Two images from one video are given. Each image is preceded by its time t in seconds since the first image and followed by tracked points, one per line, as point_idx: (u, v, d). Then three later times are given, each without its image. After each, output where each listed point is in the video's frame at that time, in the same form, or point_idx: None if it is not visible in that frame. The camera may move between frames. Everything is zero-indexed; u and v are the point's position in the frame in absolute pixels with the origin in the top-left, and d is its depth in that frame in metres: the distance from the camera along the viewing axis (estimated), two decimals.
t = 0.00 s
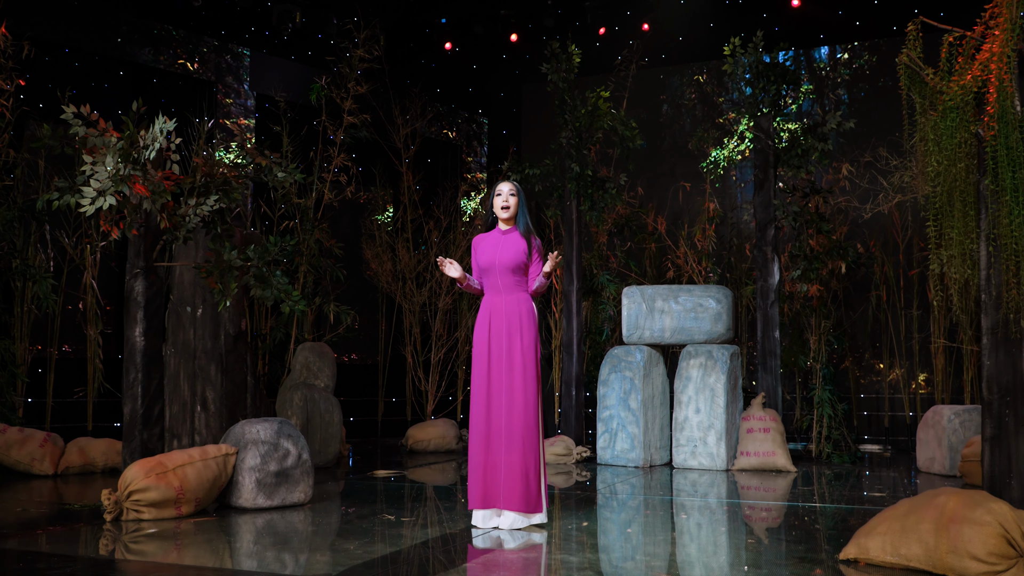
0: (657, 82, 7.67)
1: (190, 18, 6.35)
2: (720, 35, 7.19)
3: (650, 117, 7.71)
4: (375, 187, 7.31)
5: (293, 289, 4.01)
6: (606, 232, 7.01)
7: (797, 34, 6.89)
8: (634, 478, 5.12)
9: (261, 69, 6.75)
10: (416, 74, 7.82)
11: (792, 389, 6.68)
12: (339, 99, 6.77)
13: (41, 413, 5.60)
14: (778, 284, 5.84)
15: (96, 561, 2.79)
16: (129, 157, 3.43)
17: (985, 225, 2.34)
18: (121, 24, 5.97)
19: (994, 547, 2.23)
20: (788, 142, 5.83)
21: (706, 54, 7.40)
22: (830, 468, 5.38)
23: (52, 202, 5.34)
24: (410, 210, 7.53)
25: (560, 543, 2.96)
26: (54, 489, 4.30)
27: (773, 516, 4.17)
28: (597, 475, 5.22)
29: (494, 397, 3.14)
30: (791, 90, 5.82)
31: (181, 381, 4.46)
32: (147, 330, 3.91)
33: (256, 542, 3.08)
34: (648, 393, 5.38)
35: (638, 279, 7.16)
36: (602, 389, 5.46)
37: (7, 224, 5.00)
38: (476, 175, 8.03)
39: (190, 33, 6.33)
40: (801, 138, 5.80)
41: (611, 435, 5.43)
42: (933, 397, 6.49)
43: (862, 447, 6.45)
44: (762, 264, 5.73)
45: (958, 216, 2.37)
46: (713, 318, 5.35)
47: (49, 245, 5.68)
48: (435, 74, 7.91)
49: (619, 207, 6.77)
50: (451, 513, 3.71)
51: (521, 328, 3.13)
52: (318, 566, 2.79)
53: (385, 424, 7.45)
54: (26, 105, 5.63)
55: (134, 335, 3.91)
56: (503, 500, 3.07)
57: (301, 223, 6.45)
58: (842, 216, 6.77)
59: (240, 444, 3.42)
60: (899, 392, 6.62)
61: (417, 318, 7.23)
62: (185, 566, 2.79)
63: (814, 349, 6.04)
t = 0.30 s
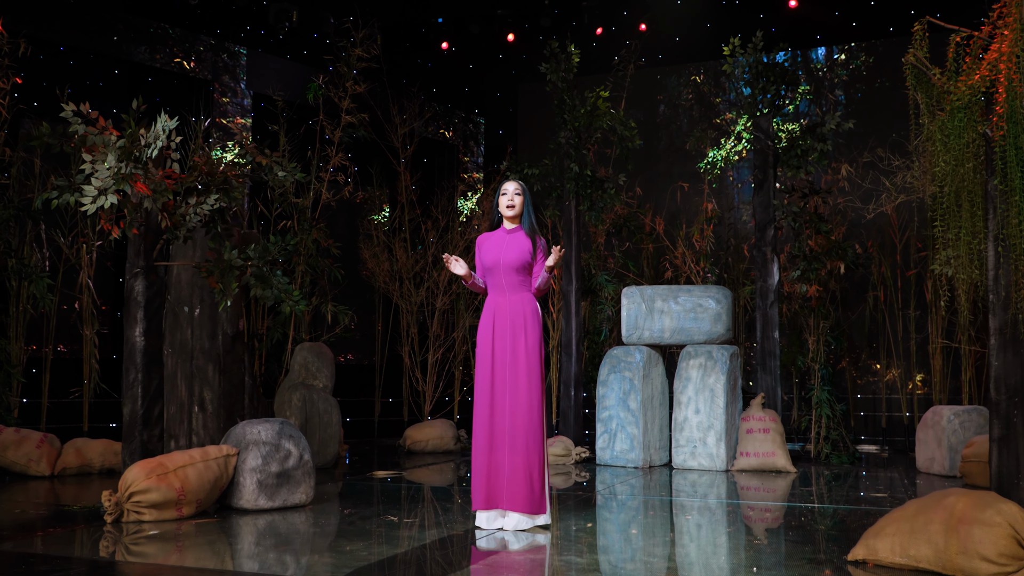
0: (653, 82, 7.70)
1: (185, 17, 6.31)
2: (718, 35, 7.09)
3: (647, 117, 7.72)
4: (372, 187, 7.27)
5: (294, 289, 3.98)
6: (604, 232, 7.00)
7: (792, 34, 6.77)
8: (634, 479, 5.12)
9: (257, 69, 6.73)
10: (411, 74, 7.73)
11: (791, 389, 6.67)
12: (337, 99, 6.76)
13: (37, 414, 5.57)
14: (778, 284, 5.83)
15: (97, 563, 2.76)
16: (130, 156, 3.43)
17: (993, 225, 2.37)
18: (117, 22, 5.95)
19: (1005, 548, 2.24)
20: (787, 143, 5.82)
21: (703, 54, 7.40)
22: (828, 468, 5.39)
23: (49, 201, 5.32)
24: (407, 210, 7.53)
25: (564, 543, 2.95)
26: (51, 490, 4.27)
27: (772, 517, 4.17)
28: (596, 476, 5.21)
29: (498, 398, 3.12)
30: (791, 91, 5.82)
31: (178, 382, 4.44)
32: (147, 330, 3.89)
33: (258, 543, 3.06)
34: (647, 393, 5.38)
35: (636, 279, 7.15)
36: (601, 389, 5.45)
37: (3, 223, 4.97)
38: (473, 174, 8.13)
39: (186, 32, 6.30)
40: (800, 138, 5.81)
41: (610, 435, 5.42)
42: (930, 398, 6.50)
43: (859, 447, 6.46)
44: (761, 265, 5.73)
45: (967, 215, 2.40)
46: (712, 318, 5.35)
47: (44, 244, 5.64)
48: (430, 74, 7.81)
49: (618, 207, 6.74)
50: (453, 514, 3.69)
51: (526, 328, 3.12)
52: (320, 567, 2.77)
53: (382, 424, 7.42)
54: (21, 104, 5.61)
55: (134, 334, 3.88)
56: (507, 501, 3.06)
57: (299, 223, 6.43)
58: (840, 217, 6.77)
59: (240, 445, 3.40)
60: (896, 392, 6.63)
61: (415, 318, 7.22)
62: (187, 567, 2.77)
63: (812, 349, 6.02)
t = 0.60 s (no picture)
0: (649, 83, 7.68)
1: (179, 15, 6.24)
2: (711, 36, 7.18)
3: (642, 117, 7.71)
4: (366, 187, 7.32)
5: (293, 288, 4.00)
6: (600, 232, 6.99)
7: (789, 35, 6.85)
8: (631, 479, 5.11)
9: (252, 67, 6.66)
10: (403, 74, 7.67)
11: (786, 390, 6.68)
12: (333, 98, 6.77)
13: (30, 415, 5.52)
14: (775, 284, 5.83)
15: (95, 566, 2.73)
16: (130, 154, 3.44)
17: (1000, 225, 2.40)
18: (111, 20, 5.89)
19: (1012, 549, 2.27)
20: (784, 143, 5.84)
21: (698, 54, 7.41)
22: (824, 468, 5.40)
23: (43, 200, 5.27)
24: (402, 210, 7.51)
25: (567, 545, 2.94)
26: (45, 491, 4.23)
27: (770, 517, 4.17)
28: (593, 477, 5.19)
29: (500, 398, 3.12)
30: (789, 91, 5.84)
31: (174, 382, 4.40)
32: (145, 331, 3.92)
33: (257, 545, 3.04)
34: (645, 394, 5.37)
35: (631, 280, 7.15)
36: (598, 389, 5.44)
37: None
38: (467, 174, 8.12)
39: (180, 30, 6.25)
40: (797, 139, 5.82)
41: (607, 436, 5.41)
42: (925, 398, 6.52)
43: (854, 448, 6.47)
44: (758, 265, 5.73)
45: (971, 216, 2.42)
46: (710, 318, 5.35)
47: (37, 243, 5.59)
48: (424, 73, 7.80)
49: (614, 207, 6.73)
50: (453, 515, 3.67)
51: (528, 328, 3.11)
52: (321, 569, 2.75)
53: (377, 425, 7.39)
54: (13, 102, 5.57)
55: (132, 335, 3.92)
56: (509, 502, 3.06)
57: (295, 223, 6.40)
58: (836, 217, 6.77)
59: (239, 446, 3.38)
60: (890, 392, 6.64)
61: (410, 318, 7.19)
62: (186, 569, 2.75)
63: (809, 350, 6.04)
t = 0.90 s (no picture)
0: (640, 83, 7.68)
1: (168, 12, 6.17)
2: (701, 38, 7.17)
3: (633, 117, 7.71)
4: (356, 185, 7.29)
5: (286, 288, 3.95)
6: (593, 232, 6.98)
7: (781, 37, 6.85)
8: (624, 480, 5.11)
9: (243, 65, 6.60)
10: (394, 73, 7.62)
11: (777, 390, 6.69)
12: (325, 97, 6.75)
13: (17, 415, 5.45)
14: (768, 284, 5.84)
15: (87, 569, 2.70)
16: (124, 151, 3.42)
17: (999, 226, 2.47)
18: (100, 17, 5.81)
19: (1014, 549, 2.31)
20: (777, 144, 5.85)
21: (689, 55, 7.41)
22: (816, 469, 5.42)
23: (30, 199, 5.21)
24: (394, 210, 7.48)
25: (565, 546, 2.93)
26: (34, 492, 4.18)
27: (763, 518, 4.17)
28: (587, 477, 5.19)
29: (498, 398, 3.11)
30: (782, 92, 5.85)
31: (164, 382, 4.36)
32: (138, 330, 3.89)
33: (252, 547, 3.01)
34: (638, 394, 5.37)
35: (623, 280, 7.14)
36: (592, 390, 5.43)
37: None
38: (457, 173, 8.11)
39: (170, 28, 6.19)
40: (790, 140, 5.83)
41: (600, 436, 5.41)
42: (914, 398, 6.55)
43: (845, 448, 6.50)
44: (751, 266, 5.75)
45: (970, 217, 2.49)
46: (703, 319, 5.35)
47: (25, 242, 5.53)
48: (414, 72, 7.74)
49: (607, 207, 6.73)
50: (449, 516, 3.65)
51: (526, 328, 3.10)
52: (318, 571, 2.72)
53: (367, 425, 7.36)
54: None
55: (125, 334, 3.88)
56: (507, 503, 3.05)
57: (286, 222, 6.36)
58: (828, 218, 6.80)
59: (234, 446, 3.35)
60: (880, 393, 6.67)
61: (402, 318, 7.16)
62: (181, 572, 2.71)
63: (801, 350, 6.06)
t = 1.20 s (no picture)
0: (631, 84, 7.71)
1: (157, 9, 6.11)
2: (693, 38, 7.16)
3: (624, 118, 7.72)
4: (348, 185, 7.27)
5: (281, 288, 3.95)
6: (585, 232, 6.97)
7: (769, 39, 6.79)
8: (618, 480, 5.10)
9: (233, 63, 6.55)
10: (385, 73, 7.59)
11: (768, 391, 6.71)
12: (317, 94, 6.77)
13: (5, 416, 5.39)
14: (761, 285, 5.86)
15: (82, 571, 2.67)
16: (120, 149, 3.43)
17: (999, 228, 2.58)
18: (90, 14, 5.75)
19: (1017, 549, 2.34)
20: (770, 145, 5.88)
21: (681, 56, 7.41)
22: (808, 469, 5.44)
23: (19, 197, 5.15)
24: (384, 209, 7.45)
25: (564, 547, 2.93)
26: (24, 494, 4.14)
27: (757, 518, 4.17)
28: (580, 477, 5.18)
29: (497, 399, 3.10)
30: (776, 94, 5.88)
31: (156, 382, 4.32)
32: (132, 330, 3.91)
33: (247, 549, 2.98)
34: (631, 395, 5.36)
35: (615, 280, 7.14)
36: (585, 390, 5.43)
37: None
38: (449, 173, 7.98)
39: (160, 25, 6.13)
40: (783, 141, 5.87)
41: (594, 437, 5.40)
42: (904, 399, 6.58)
43: (836, 448, 6.53)
44: (745, 266, 5.76)
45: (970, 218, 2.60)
46: (696, 320, 5.36)
47: (13, 241, 5.46)
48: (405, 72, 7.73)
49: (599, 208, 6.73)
50: (444, 518, 3.63)
51: (526, 329, 3.09)
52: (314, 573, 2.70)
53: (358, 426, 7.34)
54: None
55: (119, 334, 3.90)
56: (506, 504, 3.04)
57: (278, 221, 6.33)
58: (819, 219, 6.83)
59: (229, 447, 3.33)
60: (870, 393, 6.70)
61: (394, 318, 7.13)
62: (175, 573, 2.69)
63: (793, 350, 6.09)
